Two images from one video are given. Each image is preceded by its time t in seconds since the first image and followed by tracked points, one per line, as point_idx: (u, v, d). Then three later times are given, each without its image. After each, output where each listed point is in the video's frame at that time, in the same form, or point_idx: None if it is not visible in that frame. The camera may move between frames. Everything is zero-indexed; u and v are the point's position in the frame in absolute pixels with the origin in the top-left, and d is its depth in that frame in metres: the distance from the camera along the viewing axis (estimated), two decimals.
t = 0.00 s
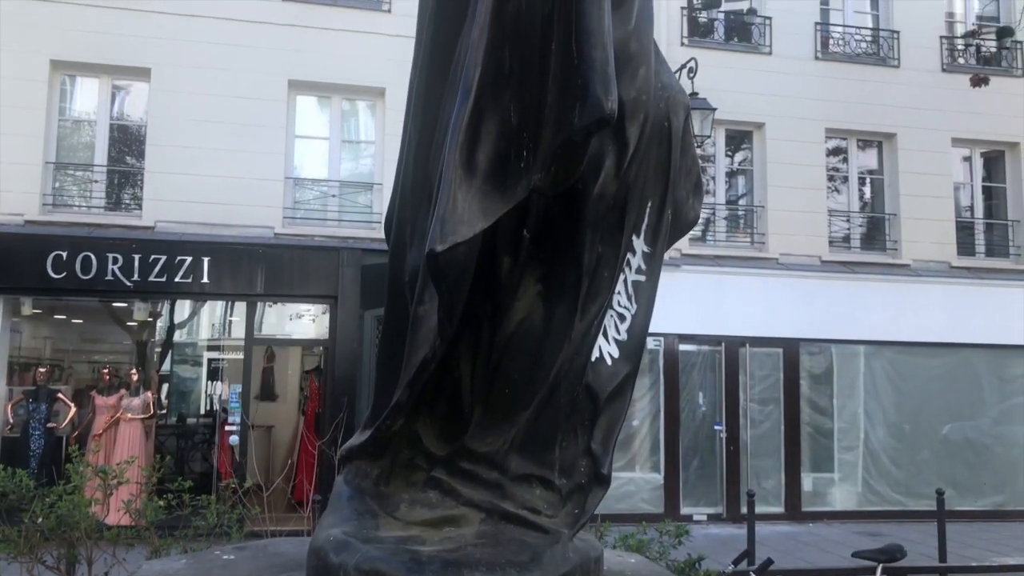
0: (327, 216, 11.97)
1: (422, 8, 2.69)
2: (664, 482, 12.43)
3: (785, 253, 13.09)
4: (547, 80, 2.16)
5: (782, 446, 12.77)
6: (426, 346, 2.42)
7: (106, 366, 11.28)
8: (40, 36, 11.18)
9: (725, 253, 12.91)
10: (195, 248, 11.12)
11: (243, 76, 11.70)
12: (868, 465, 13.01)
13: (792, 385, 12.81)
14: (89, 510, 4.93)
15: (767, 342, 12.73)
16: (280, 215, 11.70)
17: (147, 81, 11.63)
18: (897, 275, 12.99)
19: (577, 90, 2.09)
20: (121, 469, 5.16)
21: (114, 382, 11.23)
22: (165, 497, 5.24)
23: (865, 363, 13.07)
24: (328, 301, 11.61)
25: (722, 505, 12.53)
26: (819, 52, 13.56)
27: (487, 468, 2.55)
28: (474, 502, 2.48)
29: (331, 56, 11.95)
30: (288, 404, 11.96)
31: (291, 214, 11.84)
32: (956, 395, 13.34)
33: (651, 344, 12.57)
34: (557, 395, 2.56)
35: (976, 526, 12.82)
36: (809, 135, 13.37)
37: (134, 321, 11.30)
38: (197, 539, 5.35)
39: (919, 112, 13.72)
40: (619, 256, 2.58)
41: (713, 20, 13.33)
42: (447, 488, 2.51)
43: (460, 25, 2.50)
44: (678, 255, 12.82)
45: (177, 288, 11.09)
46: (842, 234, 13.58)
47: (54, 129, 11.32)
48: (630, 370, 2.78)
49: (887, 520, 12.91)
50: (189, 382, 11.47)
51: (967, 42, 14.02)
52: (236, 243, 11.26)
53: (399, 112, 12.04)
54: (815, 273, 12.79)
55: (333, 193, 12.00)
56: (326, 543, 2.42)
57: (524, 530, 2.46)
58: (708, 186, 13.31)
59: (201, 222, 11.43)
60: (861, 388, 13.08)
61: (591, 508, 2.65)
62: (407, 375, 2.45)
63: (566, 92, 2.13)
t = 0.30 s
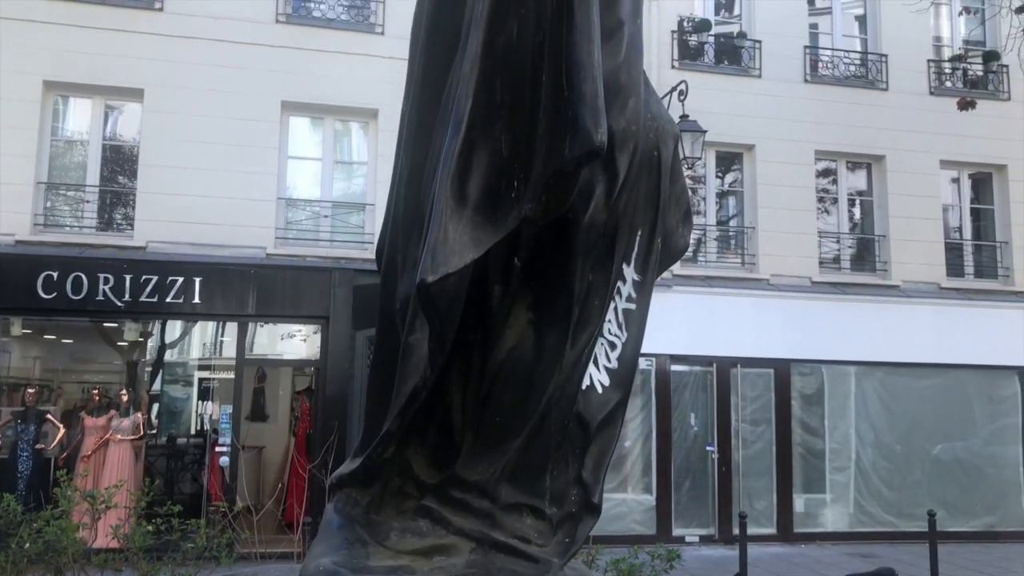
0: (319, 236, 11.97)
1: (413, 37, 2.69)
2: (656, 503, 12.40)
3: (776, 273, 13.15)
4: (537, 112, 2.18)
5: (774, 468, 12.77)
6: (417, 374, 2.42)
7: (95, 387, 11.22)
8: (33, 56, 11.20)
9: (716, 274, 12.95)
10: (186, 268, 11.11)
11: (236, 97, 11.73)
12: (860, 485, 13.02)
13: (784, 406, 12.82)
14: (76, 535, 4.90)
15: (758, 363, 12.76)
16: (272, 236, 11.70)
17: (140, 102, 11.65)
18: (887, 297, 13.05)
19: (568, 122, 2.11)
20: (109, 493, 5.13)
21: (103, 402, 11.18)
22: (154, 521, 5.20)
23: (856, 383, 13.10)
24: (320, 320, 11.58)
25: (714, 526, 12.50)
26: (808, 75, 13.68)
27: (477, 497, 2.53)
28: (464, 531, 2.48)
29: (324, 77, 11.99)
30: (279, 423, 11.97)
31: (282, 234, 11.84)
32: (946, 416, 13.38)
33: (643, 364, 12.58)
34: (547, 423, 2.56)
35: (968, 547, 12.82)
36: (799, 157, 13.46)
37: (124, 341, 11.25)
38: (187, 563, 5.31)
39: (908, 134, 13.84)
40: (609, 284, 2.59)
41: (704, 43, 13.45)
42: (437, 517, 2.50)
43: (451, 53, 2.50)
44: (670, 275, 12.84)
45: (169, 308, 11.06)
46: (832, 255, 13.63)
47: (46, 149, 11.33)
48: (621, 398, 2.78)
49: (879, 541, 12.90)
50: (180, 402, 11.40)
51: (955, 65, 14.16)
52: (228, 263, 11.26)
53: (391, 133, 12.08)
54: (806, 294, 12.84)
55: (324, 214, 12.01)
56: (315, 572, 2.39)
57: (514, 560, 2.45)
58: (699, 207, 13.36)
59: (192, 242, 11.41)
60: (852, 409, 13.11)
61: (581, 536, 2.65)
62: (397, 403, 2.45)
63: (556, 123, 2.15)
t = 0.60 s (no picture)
0: (311, 253, 11.94)
1: (406, 59, 2.69)
2: (650, 520, 12.36)
3: (768, 290, 13.17)
4: (530, 137, 2.17)
5: (768, 486, 12.76)
6: (409, 399, 2.40)
7: (86, 404, 11.15)
8: (27, 72, 11.19)
9: (709, 290, 12.97)
10: (178, 284, 11.06)
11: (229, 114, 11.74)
12: (853, 502, 13.00)
13: (777, 423, 12.82)
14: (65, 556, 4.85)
15: (751, 380, 12.77)
16: (265, 252, 11.67)
17: (133, 117, 11.64)
18: (880, 313, 13.08)
19: (560, 146, 2.11)
20: (99, 513, 5.10)
21: (93, 419, 11.10)
22: (143, 542, 5.17)
23: (849, 400, 13.11)
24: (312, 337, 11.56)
25: (708, 543, 12.47)
26: (799, 93, 13.77)
27: (469, 521, 2.51)
28: (456, 556, 2.45)
29: (317, 94, 12.01)
30: (270, 440, 11.90)
31: (275, 250, 11.82)
32: (939, 432, 13.39)
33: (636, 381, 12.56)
34: (540, 448, 2.54)
35: (962, 565, 12.81)
36: (791, 175, 13.52)
37: (116, 358, 11.19)
38: None
39: (899, 152, 13.92)
40: (602, 308, 2.57)
41: (696, 61, 13.52)
42: (430, 540, 2.46)
43: (444, 75, 2.50)
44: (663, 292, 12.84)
45: (160, 324, 11.01)
46: (824, 272, 13.67)
47: (38, 164, 11.32)
48: (613, 422, 2.76)
49: (873, 559, 12.88)
50: (171, 418, 11.36)
51: (945, 84, 14.27)
52: (220, 279, 11.21)
53: (385, 150, 12.09)
54: (798, 311, 12.87)
55: (317, 230, 12.00)
56: None
57: None
58: (692, 224, 13.39)
59: (185, 258, 11.38)
60: (845, 426, 13.11)
61: (574, 561, 2.63)
62: (389, 428, 2.42)
63: (549, 148, 2.15)
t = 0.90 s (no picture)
0: (301, 273, 11.92)
1: (396, 89, 2.70)
2: (640, 543, 12.32)
3: (757, 312, 13.21)
4: (518, 167, 2.18)
5: (759, 508, 12.74)
6: (396, 429, 2.37)
7: (72, 426, 11.07)
8: (17, 93, 11.17)
9: (698, 312, 12.99)
10: (166, 305, 11.01)
11: (220, 134, 11.75)
12: (843, 524, 12.99)
13: (767, 445, 12.81)
14: None
15: (741, 401, 12.77)
16: (254, 273, 11.64)
17: (123, 138, 11.63)
18: (869, 335, 13.13)
19: (548, 178, 2.12)
20: (84, 538, 5.04)
21: (80, 441, 11.00)
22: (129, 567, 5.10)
23: (838, 421, 13.12)
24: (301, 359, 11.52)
25: (699, 565, 12.43)
26: (788, 116, 13.88)
27: (456, 552, 2.48)
28: None
29: (308, 115, 12.03)
30: (259, 461, 11.76)
31: (265, 271, 11.78)
32: (929, 454, 13.41)
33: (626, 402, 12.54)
34: (528, 478, 2.54)
35: None
36: (780, 197, 13.60)
37: (103, 379, 11.12)
38: None
39: (887, 175, 14.02)
40: (589, 338, 2.58)
41: (685, 84, 13.62)
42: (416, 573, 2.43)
43: (432, 107, 2.50)
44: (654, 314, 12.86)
45: (148, 345, 10.95)
46: (814, 294, 13.73)
47: (27, 184, 11.30)
48: (602, 451, 2.75)
49: None
50: (158, 439, 11.27)
51: (932, 107, 14.41)
52: (210, 300, 11.16)
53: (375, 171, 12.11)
54: (788, 332, 12.91)
55: (307, 250, 11.99)
56: None
57: None
58: (682, 245, 13.43)
59: (174, 279, 11.34)
60: (835, 447, 13.12)
61: None
62: (376, 459, 2.40)
63: (537, 179, 2.15)
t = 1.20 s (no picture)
0: (293, 289, 11.90)
1: (387, 112, 2.70)
2: (633, 561, 12.26)
3: (749, 329, 13.23)
4: (508, 190, 2.17)
5: (751, 526, 12.68)
6: (385, 452, 2.37)
7: (60, 443, 10.96)
8: (8, 108, 11.15)
9: (690, 329, 13.00)
10: (157, 321, 10.96)
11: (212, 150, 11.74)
12: (834, 542, 12.98)
13: (760, 463, 12.76)
14: None
15: (732, 419, 12.76)
16: (245, 289, 11.61)
17: (114, 154, 11.61)
18: (859, 352, 13.17)
19: (537, 202, 2.12)
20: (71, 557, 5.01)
21: (68, 458, 10.92)
22: None
23: (830, 438, 13.12)
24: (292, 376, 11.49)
25: None
26: (778, 134, 13.95)
27: None
28: None
29: (300, 132, 12.05)
30: (249, 480, 11.59)
31: (256, 287, 11.75)
32: (920, 471, 13.42)
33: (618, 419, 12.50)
34: (517, 501, 2.49)
35: None
36: (771, 215, 13.65)
37: (92, 395, 11.05)
38: None
39: (877, 193, 14.10)
40: (580, 358, 2.52)
41: (676, 102, 13.70)
42: None
43: (423, 130, 2.51)
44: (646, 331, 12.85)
45: (138, 361, 10.90)
46: (804, 311, 13.77)
47: (17, 200, 11.29)
48: (592, 473, 2.71)
49: None
50: (147, 456, 11.18)
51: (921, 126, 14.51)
52: (200, 316, 11.12)
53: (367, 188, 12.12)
54: (779, 349, 12.93)
55: (298, 267, 11.97)
56: None
57: None
58: (673, 261, 13.48)
59: (164, 295, 11.30)
60: (826, 465, 13.11)
61: None
62: (365, 481, 2.40)
63: (527, 201, 2.15)
